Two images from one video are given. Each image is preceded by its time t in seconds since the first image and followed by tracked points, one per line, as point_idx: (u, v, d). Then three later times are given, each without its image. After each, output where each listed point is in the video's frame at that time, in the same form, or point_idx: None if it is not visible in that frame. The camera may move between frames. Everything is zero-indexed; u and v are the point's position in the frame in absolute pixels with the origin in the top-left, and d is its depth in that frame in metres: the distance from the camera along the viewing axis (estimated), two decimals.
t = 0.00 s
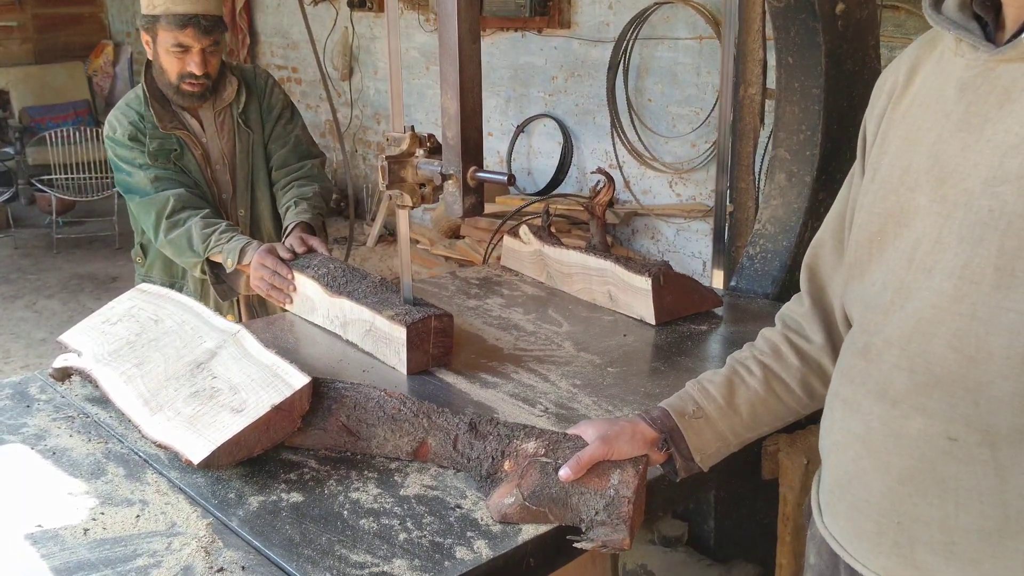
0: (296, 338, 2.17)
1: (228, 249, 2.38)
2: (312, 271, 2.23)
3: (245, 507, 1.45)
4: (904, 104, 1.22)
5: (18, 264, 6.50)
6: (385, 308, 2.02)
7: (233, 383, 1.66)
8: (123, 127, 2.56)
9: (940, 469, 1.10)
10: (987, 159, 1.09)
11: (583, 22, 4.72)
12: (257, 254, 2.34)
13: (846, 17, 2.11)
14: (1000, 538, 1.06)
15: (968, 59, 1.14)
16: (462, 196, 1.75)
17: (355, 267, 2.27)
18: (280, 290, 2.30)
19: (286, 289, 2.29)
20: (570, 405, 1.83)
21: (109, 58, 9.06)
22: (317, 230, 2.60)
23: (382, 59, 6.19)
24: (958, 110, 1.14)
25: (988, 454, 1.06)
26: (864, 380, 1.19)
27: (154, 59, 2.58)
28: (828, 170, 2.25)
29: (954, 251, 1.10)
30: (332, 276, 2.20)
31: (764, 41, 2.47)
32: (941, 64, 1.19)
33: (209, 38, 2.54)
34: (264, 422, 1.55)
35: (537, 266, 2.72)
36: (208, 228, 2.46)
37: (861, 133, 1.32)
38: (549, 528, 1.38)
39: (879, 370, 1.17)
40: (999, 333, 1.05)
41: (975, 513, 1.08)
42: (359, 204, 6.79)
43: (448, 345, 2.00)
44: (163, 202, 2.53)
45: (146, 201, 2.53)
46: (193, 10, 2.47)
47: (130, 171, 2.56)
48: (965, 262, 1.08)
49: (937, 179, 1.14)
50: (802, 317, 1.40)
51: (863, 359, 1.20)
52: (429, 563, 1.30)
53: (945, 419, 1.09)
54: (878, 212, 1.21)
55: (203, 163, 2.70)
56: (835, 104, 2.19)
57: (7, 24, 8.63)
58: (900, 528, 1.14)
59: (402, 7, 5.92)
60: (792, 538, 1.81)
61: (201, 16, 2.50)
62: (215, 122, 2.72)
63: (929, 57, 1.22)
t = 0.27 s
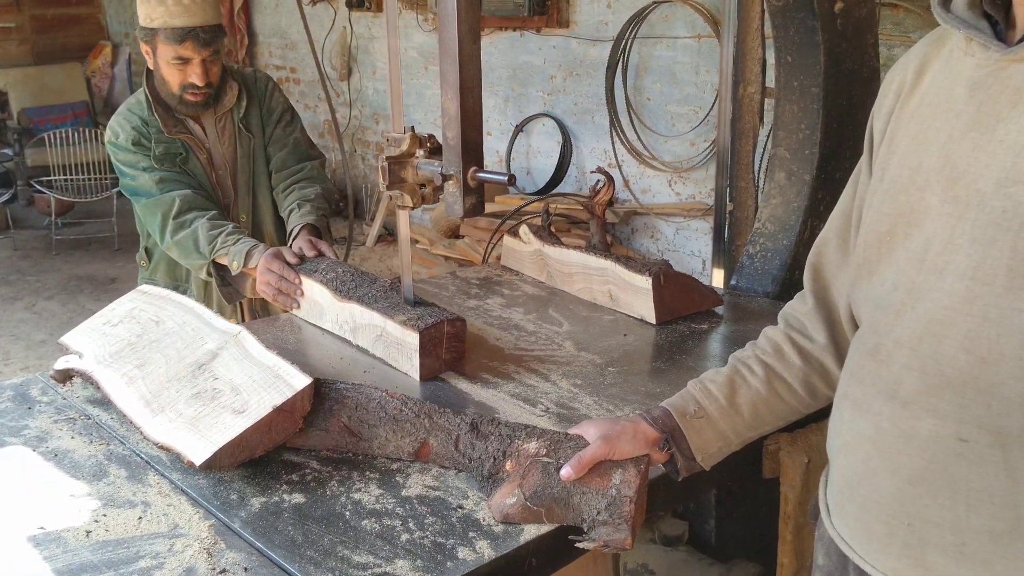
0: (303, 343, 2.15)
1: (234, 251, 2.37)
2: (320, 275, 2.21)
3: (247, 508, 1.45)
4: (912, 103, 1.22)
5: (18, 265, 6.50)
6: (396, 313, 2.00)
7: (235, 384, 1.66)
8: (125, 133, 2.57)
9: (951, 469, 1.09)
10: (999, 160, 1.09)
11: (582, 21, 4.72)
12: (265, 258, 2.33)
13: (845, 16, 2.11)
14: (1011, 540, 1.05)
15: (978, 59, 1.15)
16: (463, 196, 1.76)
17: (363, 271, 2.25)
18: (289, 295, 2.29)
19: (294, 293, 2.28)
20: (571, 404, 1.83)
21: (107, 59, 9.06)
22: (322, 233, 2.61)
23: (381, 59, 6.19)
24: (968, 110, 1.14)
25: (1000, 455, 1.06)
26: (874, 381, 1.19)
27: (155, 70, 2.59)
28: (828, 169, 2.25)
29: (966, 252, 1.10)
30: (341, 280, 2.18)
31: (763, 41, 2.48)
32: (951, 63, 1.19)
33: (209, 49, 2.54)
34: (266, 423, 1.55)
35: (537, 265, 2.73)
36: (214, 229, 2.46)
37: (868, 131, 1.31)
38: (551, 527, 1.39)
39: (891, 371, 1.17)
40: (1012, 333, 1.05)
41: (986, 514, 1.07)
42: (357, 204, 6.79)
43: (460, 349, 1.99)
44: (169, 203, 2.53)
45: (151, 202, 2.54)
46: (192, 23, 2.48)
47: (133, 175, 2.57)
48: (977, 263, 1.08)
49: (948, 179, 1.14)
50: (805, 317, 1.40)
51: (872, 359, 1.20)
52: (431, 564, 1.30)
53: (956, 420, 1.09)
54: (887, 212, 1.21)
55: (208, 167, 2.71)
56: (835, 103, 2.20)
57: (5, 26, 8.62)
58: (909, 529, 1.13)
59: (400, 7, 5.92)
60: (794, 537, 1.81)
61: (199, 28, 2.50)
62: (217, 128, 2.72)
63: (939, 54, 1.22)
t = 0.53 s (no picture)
0: (311, 351, 2.11)
1: (239, 257, 2.36)
2: (328, 281, 2.18)
3: (247, 513, 1.44)
4: (915, 101, 1.21)
5: (16, 270, 6.50)
6: (408, 319, 1.96)
7: (234, 389, 1.64)
8: (124, 140, 2.55)
9: (959, 467, 1.09)
10: (1005, 156, 1.08)
11: (578, 20, 4.72)
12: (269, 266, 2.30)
13: (841, 12, 2.11)
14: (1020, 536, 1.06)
15: (982, 54, 1.14)
16: (460, 198, 1.75)
17: (371, 277, 2.22)
18: (295, 303, 2.25)
19: (301, 301, 2.24)
20: (571, 404, 1.83)
21: (103, 63, 9.05)
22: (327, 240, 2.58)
23: (377, 60, 6.19)
24: (972, 107, 1.13)
25: (1009, 453, 1.05)
26: (880, 379, 1.19)
27: (153, 81, 2.57)
28: (826, 166, 2.25)
29: (973, 248, 1.09)
30: (350, 287, 2.14)
31: (760, 38, 2.48)
32: (954, 60, 1.18)
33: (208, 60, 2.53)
34: (265, 428, 1.54)
35: (536, 265, 2.72)
36: (220, 234, 2.46)
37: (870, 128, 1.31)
38: (552, 529, 1.38)
39: (897, 369, 1.16)
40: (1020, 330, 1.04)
41: (995, 512, 1.07)
42: (356, 205, 6.79)
43: (472, 357, 1.95)
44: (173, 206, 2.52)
45: (155, 208, 2.53)
46: (191, 35, 2.47)
47: (134, 181, 2.55)
48: (984, 260, 1.08)
49: (954, 175, 1.13)
50: (807, 317, 1.40)
51: (879, 357, 1.19)
52: (432, 567, 1.30)
53: (964, 418, 1.09)
54: (892, 210, 1.21)
55: (210, 174, 2.72)
56: (832, 99, 2.19)
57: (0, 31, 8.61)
58: (918, 528, 1.14)
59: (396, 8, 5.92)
60: (796, 534, 1.81)
61: (198, 40, 2.48)
62: (215, 136, 2.71)
63: (941, 51, 1.21)
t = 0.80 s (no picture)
0: (319, 356, 2.09)
1: (243, 262, 2.35)
2: (336, 286, 2.15)
3: (244, 513, 1.44)
4: (910, 95, 1.22)
5: (14, 274, 6.50)
6: (417, 325, 1.93)
7: (229, 390, 1.64)
8: (121, 151, 2.53)
9: (957, 459, 1.09)
10: (999, 148, 1.08)
11: (573, 18, 4.71)
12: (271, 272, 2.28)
13: (835, 8, 2.11)
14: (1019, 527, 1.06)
15: (974, 49, 1.13)
16: (454, 196, 1.76)
17: (378, 280, 2.18)
18: (302, 309, 2.23)
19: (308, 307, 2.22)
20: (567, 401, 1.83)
21: (99, 65, 9.04)
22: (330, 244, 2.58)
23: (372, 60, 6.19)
24: (967, 100, 1.13)
25: (1008, 445, 1.05)
26: (877, 372, 1.19)
27: (153, 88, 2.54)
28: (821, 161, 2.25)
29: (970, 241, 1.09)
30: (358, 291, 2.11)
31: (754, 35, 2.49)
32: (947, 55, 1.17)
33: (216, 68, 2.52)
34: (260, 427, 1.54)
35: (533, 264, 2.73)
36: (222, 239, 2.45)
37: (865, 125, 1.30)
38: (548, 526, 1.39)
39: (894, 363, 1.16)
40: (1017, 322, 1.04)
41: (993, 503, 1.07)
42: (353, 205, 6.79)
43: (485, 361, 1.91)
44: (174, 212, 2.51)
45: (153, 215, 2.51)
46: (202, 44, 2.45)
47: (131, 192, 2.54)
48: (980, 253, 1.08)
49: (950, 169, 1.13)
50: (804, 313, 1.40)
51: (877, 352, 1.19)
52: (428, 565, 1.30)
53: (962, 410, 1.08)
54: (887, 205, 1.20)
55: (208, 183, 2.72)
56: (827, 95, 2.19)
57: None
58: (917, 521, 1.14)
59: (390, 7, 5.91)
60: (793, 529, 1.81)
61: (209, 49, 2.47)
62: (214, 144, 2.72)
63: (934, 47, 1.21)
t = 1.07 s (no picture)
0: (329, 360, 2.07)
1: (250, 266, 2.37)
2: (347, 290, 2.12)
3: (244, 510, 1.45)
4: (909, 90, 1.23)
5: (13, 274, 6.50)
6: (432, 329, 1.90)
7: (229, 388, 1.64)
8: (123, 159, 2.53)
9: (950, 454, 1.11)
10: (994, 144, 1.09)
11: (571, 16, 4.72)
12: (279, 278, 2.28)
13: (832, 5, 2.12)
14: (1011, 521, 1.08)
15: (972, 44, 1.15)
16: (453, 194, 1.77)
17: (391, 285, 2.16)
18: (312, 314, 2.20)
19: (319, 312, 2.19)
20: (566, 398, 1.84)
21: (97, 66, 9.03)
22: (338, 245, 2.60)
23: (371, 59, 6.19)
24: (963, 96, 1.14)
25: (1000, 439, 1.07)
26: (871, 366, 1.20)
27: (161, 91, 2.54)
28: (819, 158, 2.26)
29: (964, 236, 1.10)
30: (369, 295, 2.09)
31: (751, 32, 2.49)
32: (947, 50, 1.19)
33: (229, 72, 2.54)
34: (261, 425, 1.54)
35: (532, 262, 2.74)
36: (229, 243, 2.47)
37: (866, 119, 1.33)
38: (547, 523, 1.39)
39: (888, 356, 1.18)
40: (1010, 317, 1.05)
41: (985, 497, 1.09)
42: (352, 205, 6.80)
43: (501, 366, 1.88)
44: (180, 216, 2.51)
45: (157, 221, 2.51)
46: (220, 47, 2.48)
47: (134, 199, 2.53)
48: (973, 248, 1.09)
49: (945, 164, 1.14)
50: (800, 309, 1.41)
51: (871, 346, 1.21)
52: (428, 562, 1.30)
53: (956, 404, 1.10)
54: (883, 200, 1.22)
55: (212, 190, 2.72)
56: (824, 92, 2.20)
57: None
58: (909, 515, 1.15)
59: (389, 7, 5.92)
60: (791, 525, 1.82)
61: (225, 53, 2.50)
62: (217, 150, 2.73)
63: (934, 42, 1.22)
